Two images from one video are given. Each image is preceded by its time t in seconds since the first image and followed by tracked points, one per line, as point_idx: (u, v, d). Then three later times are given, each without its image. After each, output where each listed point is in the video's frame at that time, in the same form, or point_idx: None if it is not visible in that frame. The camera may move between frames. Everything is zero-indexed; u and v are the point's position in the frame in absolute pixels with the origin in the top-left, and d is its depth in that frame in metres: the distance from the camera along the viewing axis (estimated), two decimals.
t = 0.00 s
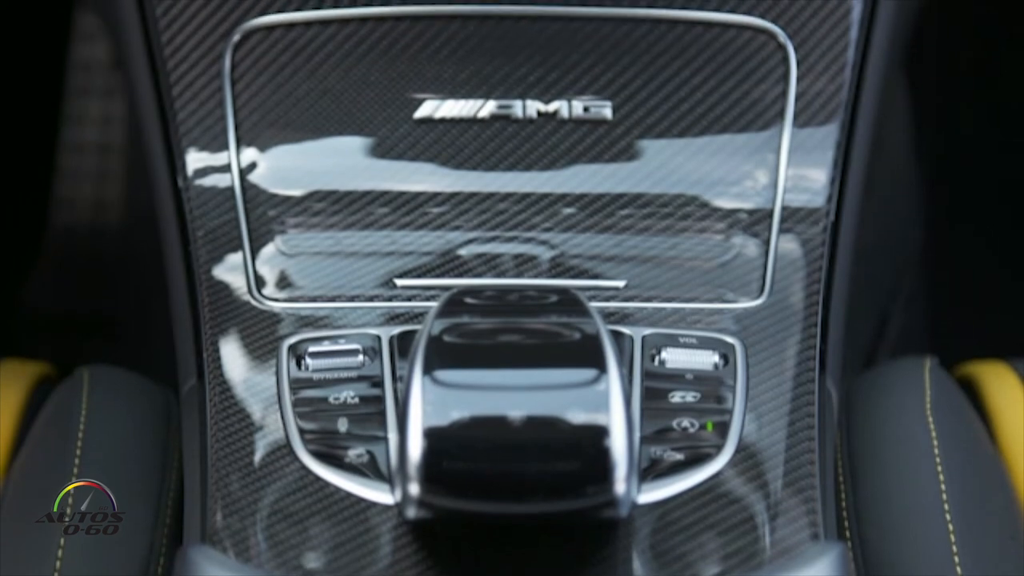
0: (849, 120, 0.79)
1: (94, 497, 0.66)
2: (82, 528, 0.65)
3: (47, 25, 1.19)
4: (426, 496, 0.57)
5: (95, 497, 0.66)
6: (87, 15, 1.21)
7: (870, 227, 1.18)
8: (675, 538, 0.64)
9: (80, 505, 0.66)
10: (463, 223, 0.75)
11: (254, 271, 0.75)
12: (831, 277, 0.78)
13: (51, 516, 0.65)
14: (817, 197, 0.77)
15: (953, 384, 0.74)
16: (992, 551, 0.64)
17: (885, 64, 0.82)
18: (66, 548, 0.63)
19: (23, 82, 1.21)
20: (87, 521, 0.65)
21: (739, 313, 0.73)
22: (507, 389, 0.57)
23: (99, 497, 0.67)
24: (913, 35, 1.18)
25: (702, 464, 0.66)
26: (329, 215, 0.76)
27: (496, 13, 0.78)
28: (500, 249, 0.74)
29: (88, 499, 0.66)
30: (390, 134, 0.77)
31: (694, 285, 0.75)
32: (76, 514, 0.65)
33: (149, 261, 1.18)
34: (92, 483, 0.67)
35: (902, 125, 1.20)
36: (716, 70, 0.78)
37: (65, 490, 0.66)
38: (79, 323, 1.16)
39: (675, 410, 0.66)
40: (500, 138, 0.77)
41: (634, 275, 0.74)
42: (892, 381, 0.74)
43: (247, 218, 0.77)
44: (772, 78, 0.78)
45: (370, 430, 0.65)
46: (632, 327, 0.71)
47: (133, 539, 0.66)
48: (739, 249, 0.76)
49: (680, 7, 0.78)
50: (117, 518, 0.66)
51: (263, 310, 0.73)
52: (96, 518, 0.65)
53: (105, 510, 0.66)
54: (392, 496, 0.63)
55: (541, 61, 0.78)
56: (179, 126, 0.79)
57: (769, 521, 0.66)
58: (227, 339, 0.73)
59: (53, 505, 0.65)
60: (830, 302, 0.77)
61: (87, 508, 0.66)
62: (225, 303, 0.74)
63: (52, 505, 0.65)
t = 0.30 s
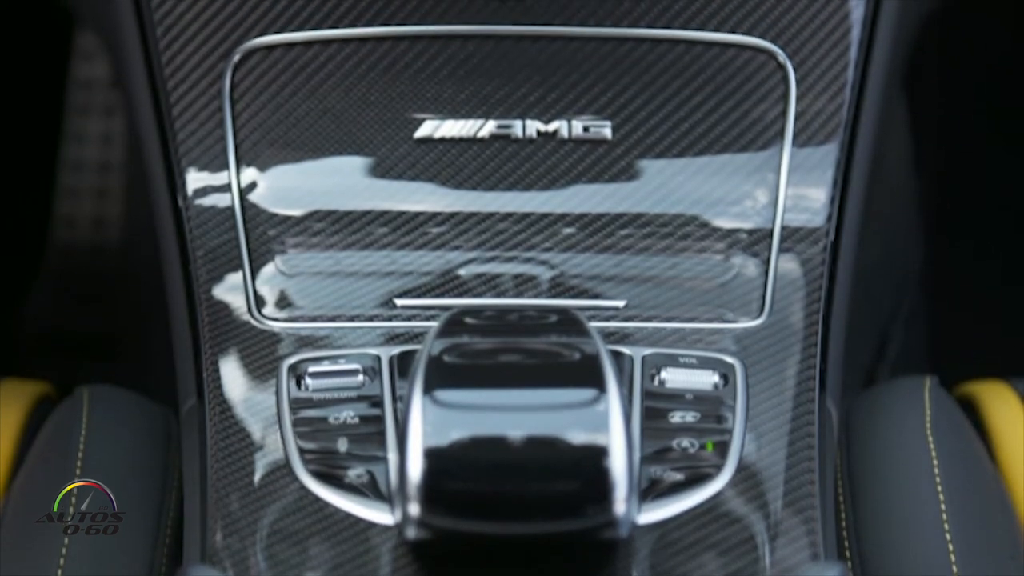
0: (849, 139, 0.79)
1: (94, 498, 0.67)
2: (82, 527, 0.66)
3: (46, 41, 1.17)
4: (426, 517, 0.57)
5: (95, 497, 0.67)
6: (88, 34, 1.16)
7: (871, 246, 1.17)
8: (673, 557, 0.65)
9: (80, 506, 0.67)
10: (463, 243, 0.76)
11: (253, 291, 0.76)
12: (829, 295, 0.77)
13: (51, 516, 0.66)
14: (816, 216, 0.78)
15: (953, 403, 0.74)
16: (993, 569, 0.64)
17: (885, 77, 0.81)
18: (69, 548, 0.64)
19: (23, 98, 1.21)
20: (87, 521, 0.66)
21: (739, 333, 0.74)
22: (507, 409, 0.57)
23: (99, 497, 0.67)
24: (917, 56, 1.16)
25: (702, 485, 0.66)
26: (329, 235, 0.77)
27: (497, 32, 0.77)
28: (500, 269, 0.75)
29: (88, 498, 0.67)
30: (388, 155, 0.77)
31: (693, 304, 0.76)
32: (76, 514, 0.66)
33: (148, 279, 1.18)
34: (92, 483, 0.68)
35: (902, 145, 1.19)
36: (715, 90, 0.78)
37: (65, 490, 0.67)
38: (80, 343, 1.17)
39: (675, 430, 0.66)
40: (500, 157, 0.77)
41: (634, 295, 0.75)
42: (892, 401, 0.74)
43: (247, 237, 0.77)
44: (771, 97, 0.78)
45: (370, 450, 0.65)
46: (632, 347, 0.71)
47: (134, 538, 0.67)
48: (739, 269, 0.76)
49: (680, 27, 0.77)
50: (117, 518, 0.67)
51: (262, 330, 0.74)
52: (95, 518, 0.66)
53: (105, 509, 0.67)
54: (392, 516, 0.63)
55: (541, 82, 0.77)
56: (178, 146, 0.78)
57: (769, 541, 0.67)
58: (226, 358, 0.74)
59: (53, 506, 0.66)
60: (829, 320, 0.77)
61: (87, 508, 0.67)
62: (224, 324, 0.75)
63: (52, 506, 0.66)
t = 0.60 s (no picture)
0: (849, 157, 0.79)
1: (94, 498, 0.68)
2: (82, 528, 0.66)
3: (45, 59, 1.20)
4: (426, 535, 0.56)
5: (95, 497, 0.68)
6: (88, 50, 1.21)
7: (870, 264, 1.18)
8: None
9: (80, 506, 0.68)
10: (463, 261, 0.76)
11: (252, 309, 0.77)
12: (830, 315, 0.78)
13: (51, 516, 0.67)
14: (817, 234, 0.78)
15: (953, 421, 0.74)
16: None
17: (885, 95, 0.81)
18: (73, 549, 0.65)
19: (23, 116, 1.21)
20: (87, 521, 0.67)
21: (740, 352, 0.75)
22: (508, 427, 0.57)
23: (99, 497, 0.68)
24: (914, 72, 1.17)
25: (701, 503, 0.66)
26: (329, 252, 0.77)
27: (497, 48, 0.76)
28: (501, 287, 0.75)
29: (88, 498, 0.68)
30: (388, 172, 0.77)
31: (694, 321, 0.76)
32: (75, 514, 0.67)
33: (149, 296, 1.18)
34: (92, 483, 0.69)
35: (903, 161, 1.19)
36: (717, 108, 0.77)
37: (65, 490, 0.68)
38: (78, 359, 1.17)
39: (675, 448, 0.66)
40: (500, 175, 0.76)
41: (635, 313, 0.76)
42: (892, 419, 0.74)
43: (247, 255, 0.77)
44: (772, 114, 0.77)
45: (371, 468, 0.65)
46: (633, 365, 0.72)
47: (135, 537, 0.68)
48: (740, 286, 0.77)
49: (679, 44, 0.77)
50: (116, 518, 0.68)
51: (262, 348, 0.75)
52: (95, 519, 0.67)
53: (104, 509, 0.68)
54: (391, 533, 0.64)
55: (541, 99, 0.77)
56: (179, 164, 0.79)
57: (770, 559, 0.68)
58: (225, 375, 0.75)
59: (52, 506, 0.67)
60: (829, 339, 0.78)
61: (87, 508, 0.68)
62: (225, 342, 0.76)
63: (52, 505, 0.67)
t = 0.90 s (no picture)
0: (849, 178, 0.79)
1: (94, 498, 0.70)
2: (83, 527, 0.68)
3: (46, 80, 1.19)
4: (425, 556, 0.56)
5: (95, 496, 0.70)
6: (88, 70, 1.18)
7: (870, 284, 1.18)
8: None
9: (78, 506, 0.69)
10: (463, 281, 0.77)
11: (253, 329, 0.77)
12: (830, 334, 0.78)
13: (51, 516, 0.68)
14: (817, 254, 0.78)
15: (953, 442, 0.74)
16: None
17: (885, 116, 0.82)
18: (76, 548, 0.67)
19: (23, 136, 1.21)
20: (87, 521, 0.68)
21: (740, 372, 0.75)
22: (508, 448, 0.57)
23: (99, 497, 0.70)
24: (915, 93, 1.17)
25: (703, 523, 0.66)
26: (329, 272, 0.77)
27: (497, 70, 0.76)
28: (501, 308, 0.76)
29: (87, 498, 0.69)
30: (389, 192, 0.77)
31: (695, 343, 0.77)
32: (74, 514, 0.68)
33: (151, 316, 1.19)
34: (91, 483, 0.70)
35: (903, 183, 1.20)
36: (717, 128, 0.78)
37: (65, 490, 0.70)
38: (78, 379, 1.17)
39: (674, 468, 0.67)
40: (500, 196, 0.77)
41: (636, 334, 0.77)
42: (892, 439, 0.74)
43: (247, 276, 0.78)
44: (771, 135, 0.78)
45: (371, 488, 0.66)
46: (633, 386, 0.73)
47: (135, 537, 0.69)
48: (739, 307, 0.77)
49: (679, 65, 0.77)
50: (116, 517, 0.69)
51: (263, 368, 0.75)
52: (95, 518, 0.69)
53: (104, 508, 0.69)
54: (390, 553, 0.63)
55: (541, 120, 0.77)
56: (179, 185, 0.79)
57: None
58: (226, 395, 0.75)
59: (52, 506, 0.69)
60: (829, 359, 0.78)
61: (86, 508, 0.69)
62: (225, 362, 0.76)
63: (52, 505, 0.69)
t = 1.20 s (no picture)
0: (849, 196, 0.79)
1: (94, 498, 0.70)
2: (83, 528, 0.68)
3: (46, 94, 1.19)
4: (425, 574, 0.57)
5: (95, 496, 0.70)
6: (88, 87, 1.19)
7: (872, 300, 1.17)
8: None
9: (79, 506, 0.69)
10: (463, 298, 0.77)
11: (254, 347, 0.77)
12: (830, 349, 0.79)
13: (51, 517, 0.69)
14: (816, 272, 0.78)
15: (953, 458, 0.74)
16: None
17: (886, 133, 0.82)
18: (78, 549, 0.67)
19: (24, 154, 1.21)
20: (87, 521, 0.69)
21: (740, 390, 0.75)
22: (507, 466, 0.57)
23: (99, 497, 0.70)
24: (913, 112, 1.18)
25: (701, 540, 0.67)
26: (329, 290, 0.78)
27: (497, 88, 0.77)
28: (500, 325, 0.76)
29: (88, 498, 0.70)
30: (389, 210, 0.77)
31: (694, 361, 0.77)
32: (74, 515, 0.69)
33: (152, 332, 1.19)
34: (92, 483, 0.71)
35: (902, 199, 1.20)
36: (716, 146, 0.78)
37: (65, 490, 0.70)
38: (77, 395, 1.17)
39: (675, 485, 0.67)
40: (499, 213, 0.77)
41: (636, 350, 0.77)
42: (891, 455, 0.74)
43: (247, 293, 0.78)
44: (771, 153, 0.78)
45: (371, 506, 0.66)
46: (632, 404, 0.73)
47: (134, 537, 0.70)
48: (739, 325, 0.77)
49: (679, 83, 0.77)
50: (117, 517, 0.70)
51: (263, 386, 0.76)
52: (96, 519, 0.69)
53: (104, 508, 0.70)
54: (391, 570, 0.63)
55: (541, 137, 0.77)
56: (180, 203, 0.79)
57: None
58: (226, 413, 0.75)
59: (52, 506, 0.69)
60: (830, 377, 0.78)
61: (86, 508, 0.69)
62: (225, 379, 0.76)
63: (52, 506, 0.69)
